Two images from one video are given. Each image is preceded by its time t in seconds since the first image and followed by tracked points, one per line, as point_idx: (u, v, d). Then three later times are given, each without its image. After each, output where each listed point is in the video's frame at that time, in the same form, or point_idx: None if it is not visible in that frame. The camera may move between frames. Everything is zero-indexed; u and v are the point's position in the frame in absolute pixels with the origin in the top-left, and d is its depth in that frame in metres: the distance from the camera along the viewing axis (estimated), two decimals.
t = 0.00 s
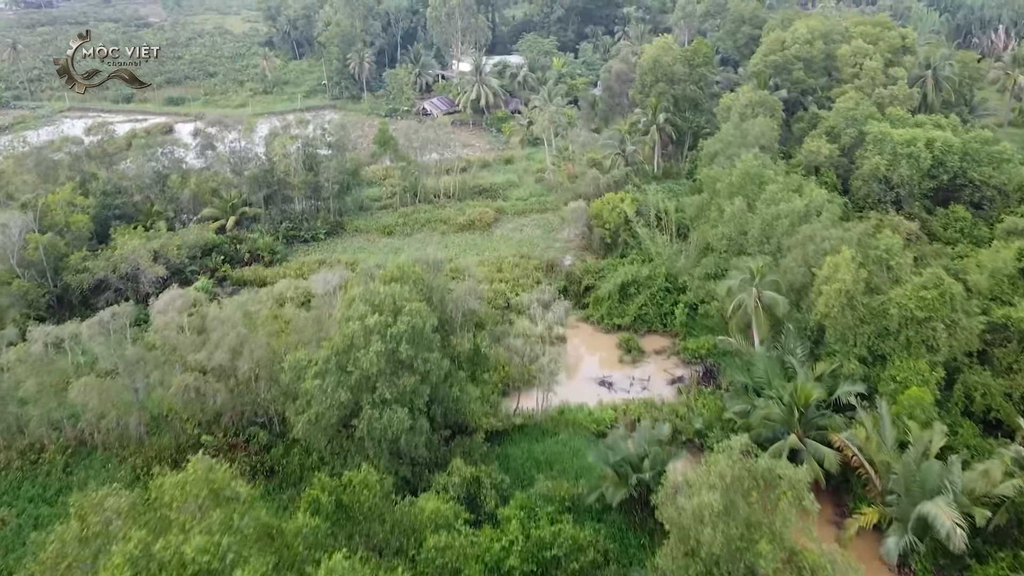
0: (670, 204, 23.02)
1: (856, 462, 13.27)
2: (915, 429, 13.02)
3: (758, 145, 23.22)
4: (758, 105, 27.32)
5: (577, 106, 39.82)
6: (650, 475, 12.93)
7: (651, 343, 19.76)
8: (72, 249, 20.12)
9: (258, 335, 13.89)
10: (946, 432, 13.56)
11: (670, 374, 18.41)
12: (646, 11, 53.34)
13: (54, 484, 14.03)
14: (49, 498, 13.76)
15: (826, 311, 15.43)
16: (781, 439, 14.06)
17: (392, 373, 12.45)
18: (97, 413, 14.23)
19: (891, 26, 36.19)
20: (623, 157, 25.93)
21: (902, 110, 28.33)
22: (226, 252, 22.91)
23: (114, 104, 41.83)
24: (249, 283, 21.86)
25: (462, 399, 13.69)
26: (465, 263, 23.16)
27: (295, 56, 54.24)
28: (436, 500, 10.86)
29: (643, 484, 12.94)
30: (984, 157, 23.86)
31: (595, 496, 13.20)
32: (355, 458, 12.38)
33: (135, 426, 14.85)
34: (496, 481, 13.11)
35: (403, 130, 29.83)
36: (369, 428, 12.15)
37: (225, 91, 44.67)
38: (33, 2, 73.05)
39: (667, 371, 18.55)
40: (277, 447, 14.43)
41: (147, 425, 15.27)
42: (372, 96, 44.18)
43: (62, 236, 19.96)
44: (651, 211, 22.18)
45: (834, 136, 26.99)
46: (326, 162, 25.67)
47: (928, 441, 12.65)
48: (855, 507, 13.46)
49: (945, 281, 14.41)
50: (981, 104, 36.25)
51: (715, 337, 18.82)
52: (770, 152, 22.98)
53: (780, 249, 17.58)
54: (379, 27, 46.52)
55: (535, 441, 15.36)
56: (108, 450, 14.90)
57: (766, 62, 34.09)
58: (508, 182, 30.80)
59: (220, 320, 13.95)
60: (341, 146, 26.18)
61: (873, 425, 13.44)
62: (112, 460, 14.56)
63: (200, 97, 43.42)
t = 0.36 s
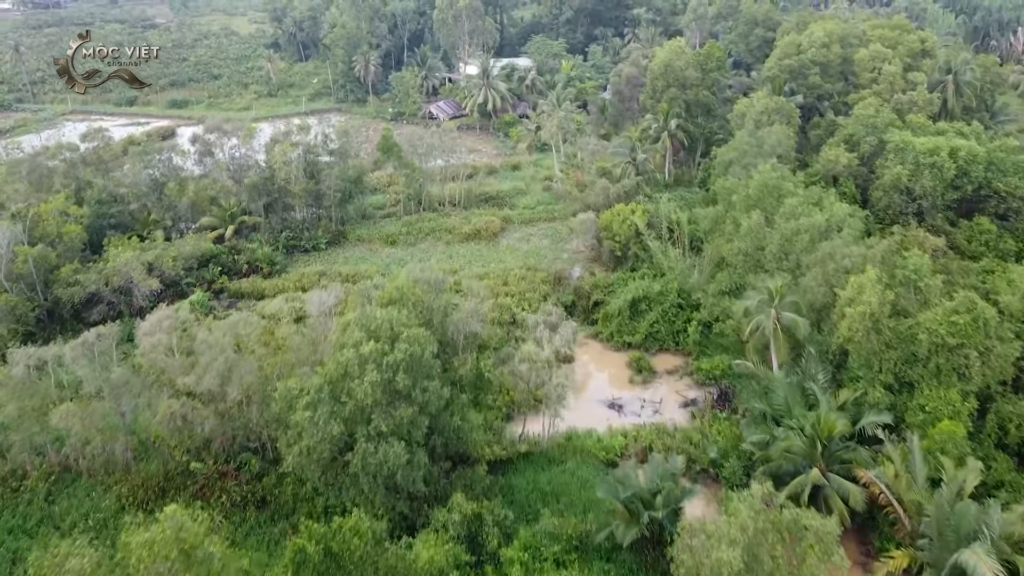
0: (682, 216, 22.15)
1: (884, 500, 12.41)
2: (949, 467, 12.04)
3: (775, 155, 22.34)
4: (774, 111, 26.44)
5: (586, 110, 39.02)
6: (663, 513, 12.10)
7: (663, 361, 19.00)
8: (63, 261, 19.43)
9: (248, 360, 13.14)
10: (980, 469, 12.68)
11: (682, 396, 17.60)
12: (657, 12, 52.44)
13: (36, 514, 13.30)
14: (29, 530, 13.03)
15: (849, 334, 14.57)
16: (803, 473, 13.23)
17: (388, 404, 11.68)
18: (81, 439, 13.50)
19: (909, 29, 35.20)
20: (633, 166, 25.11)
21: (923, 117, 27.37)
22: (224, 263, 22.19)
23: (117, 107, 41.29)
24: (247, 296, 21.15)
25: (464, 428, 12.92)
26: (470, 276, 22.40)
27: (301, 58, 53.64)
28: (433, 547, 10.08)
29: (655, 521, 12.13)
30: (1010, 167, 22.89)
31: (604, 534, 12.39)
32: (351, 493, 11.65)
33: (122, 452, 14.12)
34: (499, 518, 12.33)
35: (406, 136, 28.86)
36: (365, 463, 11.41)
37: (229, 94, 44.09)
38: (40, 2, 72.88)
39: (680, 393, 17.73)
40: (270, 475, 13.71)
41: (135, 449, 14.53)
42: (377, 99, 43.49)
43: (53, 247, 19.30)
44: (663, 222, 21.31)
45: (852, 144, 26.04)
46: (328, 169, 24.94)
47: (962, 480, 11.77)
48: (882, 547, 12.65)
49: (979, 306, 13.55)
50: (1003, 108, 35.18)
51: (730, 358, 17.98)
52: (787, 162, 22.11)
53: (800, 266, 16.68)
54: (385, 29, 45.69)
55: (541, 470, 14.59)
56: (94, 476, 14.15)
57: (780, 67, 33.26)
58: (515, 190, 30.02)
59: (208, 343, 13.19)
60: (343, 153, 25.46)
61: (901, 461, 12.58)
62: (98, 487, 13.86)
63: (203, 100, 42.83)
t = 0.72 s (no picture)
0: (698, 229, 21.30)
1: (917, 545, 11.37)
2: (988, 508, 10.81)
3: (794, 165, 21.46)
4: (793, 119, 25.58)
5: (597, 115, 38.20)
6: (679, 558, 11.16)
7: (677, 383, 18.18)
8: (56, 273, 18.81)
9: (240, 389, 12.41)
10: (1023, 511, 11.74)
11: (697, 421, 16.77)
12: (669, 14, 51.48)
13: (16, 547, 12.59)
14: (8, 564, 12.32)
15: (878, 362, 13.62)
16: (828, 512, 12.46)
17: (385, 439, 10.93)
18: (64, 468, 12.80)
19: (931, 33, 34.13)
20: (646, 175, 24.26)
21: (947, 125, 26.38)
22: (222, 274, 21.48)
23: (122, 110, 40.88)
24: (246, 309, 20.48)
25: (467, 462, 12.14)
26: (477, 290, 21.65)
27: (309, 60, 53.12)
28: None
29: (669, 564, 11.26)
30: None
31: None
32: (347, 533, 10.94)
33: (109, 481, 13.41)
34: (504, 559, 11.52)
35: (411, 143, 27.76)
36: (361, 502, 10.69)
37: (235, 96, 43.62)
38: (51, 2, 73.00)
39: (694, 418, 16.93)
40: (263, 508, 12.98)
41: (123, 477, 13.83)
42: (385, 102, 42.82)
43: (45, 259, 18.69)
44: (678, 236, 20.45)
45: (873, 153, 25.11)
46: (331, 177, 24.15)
47: (1004, 524, 10.63)
48: None
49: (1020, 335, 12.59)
50: None
51: (748, 380, 17.13)
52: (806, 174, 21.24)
53: (823, 286, 15.77)
54: (393, 31, 45.02)
55: (549, 503, 13.81)
56: (78, 506, 13.43)
57: (798, 72, 32.53)
58: (524, 198, 29.26)
59: (197, 370, 12.47)
60: (347, 160, 24.76)
61: (936, 504, 11.62)
62: (83, 518, 13.17)
63: (209, 104, 42.31)
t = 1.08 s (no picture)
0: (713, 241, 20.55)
1: None
2: None
3: (813, 175, 20.68)
4: (812, 127, 24.80)
5: (608, 119, 37.46)
6: None
7: (690, 405, 17.44)
8: (50, 285, 18.29)
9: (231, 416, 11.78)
10: None
11: (712, 447, 16.02)
12: (682, 15, 50.65)
13: None
14: None
15: (906, 391, 12.82)
16: (854, 552, 11.62)
17: (381, 474, 10.27)
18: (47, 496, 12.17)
19: (953, 36, 33.18)
20: (659, 185, 23.53)
21: (972, 133, 25.48)
22: (222, 285, 20.89)
23: (128, 112, 40.50)
24: (245, 321, 19.90)
25: (469, 495, 11.45)
26: (484, 303, 20.98)
27: (317, 62, 52.59)
28: None
29: None
30: None
31: None
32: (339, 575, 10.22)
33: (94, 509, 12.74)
34: None
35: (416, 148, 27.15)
36: (355, 544, 9.98)
37: (241, 99, 43.17)
38: (61, 2, 73.01)
39: (709, 442, 16.19)
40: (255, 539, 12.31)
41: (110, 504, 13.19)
42: (392, 105, 42.24)
43: (39, 270, 18.17)
44: (692, 249, 19.70)
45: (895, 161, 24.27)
46: (335, 184, 23.53)
47: None
48: None
49: None
50: None
51: (766, 403, 16.34)
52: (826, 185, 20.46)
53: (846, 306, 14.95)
54: (401, 33, 44.51)
55: (555, 536, 13.11)
56: (63, 534, 12.82)
57: (816, 77, 31.75)
58: (533, 205, 28.58)
59: (184, 395, 11.82)
60: (352, 167, 24.14)
61: (972, 549, 10.65)
62: (68, 548, 12.56)
63: (214, 106, 41.86)
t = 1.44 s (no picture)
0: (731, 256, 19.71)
1: None
2: None
3: (837, 188, 19.78)
4: (834, 135, 23.90)
5: (622, 124, 36.63)
6: None
7: (707, 430, 16.62)
8: (44, 298, 17.72)
9: (220, 447, 11.06)
10: None
11: (731, 476, 15.20)
12: (697, 17, 49.71)
13: None
14: None
15: (942, 427, 11.94)
16: None
17: (376, 518, 9.57)
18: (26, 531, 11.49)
19: (980, 40, 32.09)
20: (674, 196, 22.78)
21: (1002, 142, 24.43)
22: (222, 297, 20.25)
23: (135, 115, 40.13)
24: (245, 335, 19.28)
25: (470, 536, 10.72)
26: (492, 317, 20.22)
27: (327, 63, 52.06)
28: None
29: None
30: None
31: None
32: None
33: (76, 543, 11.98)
34: None
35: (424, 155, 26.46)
36: None
37: (249, 101, 42.68)
38: (75, 2, 73.16)
39: (727, 471, 15.38)
40: None
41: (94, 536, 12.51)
42: (402, 108, 41.61)
43: (32, 282, 17.62)
44: (710, 264, 18.85)
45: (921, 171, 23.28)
46: (340, 192, 22.81)
47: None
48: None
49: None
50: None
51: (788, 430, 15.48)
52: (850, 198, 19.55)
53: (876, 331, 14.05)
54: (411, 35, 43.91)
55: None
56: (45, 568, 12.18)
57: (837, 82, 30.78)
58: (543, 214, 27.81)
59: (170, 426, 11.12)
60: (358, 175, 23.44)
61: None
62: None
63: (222, 109, 41.41)
